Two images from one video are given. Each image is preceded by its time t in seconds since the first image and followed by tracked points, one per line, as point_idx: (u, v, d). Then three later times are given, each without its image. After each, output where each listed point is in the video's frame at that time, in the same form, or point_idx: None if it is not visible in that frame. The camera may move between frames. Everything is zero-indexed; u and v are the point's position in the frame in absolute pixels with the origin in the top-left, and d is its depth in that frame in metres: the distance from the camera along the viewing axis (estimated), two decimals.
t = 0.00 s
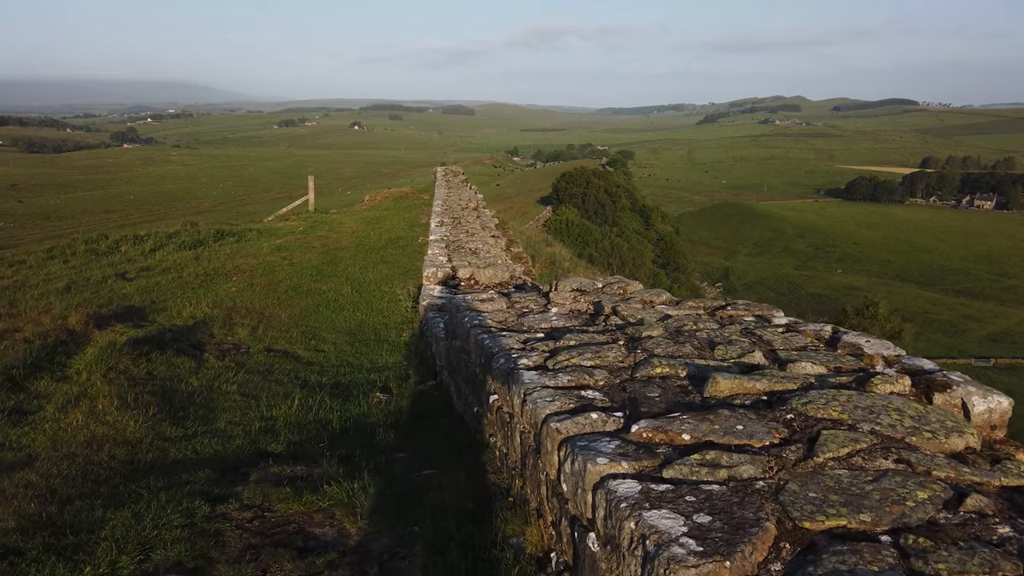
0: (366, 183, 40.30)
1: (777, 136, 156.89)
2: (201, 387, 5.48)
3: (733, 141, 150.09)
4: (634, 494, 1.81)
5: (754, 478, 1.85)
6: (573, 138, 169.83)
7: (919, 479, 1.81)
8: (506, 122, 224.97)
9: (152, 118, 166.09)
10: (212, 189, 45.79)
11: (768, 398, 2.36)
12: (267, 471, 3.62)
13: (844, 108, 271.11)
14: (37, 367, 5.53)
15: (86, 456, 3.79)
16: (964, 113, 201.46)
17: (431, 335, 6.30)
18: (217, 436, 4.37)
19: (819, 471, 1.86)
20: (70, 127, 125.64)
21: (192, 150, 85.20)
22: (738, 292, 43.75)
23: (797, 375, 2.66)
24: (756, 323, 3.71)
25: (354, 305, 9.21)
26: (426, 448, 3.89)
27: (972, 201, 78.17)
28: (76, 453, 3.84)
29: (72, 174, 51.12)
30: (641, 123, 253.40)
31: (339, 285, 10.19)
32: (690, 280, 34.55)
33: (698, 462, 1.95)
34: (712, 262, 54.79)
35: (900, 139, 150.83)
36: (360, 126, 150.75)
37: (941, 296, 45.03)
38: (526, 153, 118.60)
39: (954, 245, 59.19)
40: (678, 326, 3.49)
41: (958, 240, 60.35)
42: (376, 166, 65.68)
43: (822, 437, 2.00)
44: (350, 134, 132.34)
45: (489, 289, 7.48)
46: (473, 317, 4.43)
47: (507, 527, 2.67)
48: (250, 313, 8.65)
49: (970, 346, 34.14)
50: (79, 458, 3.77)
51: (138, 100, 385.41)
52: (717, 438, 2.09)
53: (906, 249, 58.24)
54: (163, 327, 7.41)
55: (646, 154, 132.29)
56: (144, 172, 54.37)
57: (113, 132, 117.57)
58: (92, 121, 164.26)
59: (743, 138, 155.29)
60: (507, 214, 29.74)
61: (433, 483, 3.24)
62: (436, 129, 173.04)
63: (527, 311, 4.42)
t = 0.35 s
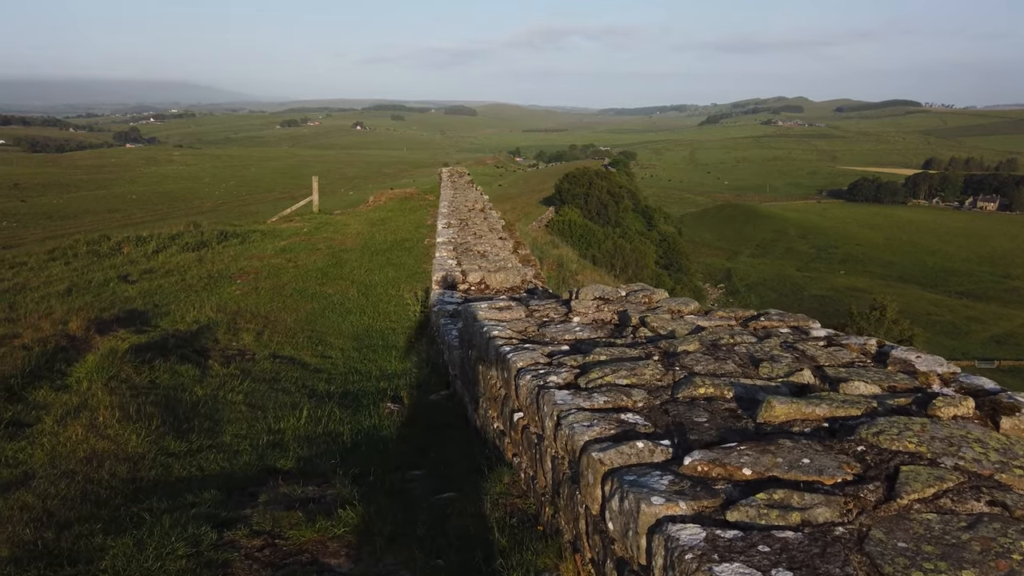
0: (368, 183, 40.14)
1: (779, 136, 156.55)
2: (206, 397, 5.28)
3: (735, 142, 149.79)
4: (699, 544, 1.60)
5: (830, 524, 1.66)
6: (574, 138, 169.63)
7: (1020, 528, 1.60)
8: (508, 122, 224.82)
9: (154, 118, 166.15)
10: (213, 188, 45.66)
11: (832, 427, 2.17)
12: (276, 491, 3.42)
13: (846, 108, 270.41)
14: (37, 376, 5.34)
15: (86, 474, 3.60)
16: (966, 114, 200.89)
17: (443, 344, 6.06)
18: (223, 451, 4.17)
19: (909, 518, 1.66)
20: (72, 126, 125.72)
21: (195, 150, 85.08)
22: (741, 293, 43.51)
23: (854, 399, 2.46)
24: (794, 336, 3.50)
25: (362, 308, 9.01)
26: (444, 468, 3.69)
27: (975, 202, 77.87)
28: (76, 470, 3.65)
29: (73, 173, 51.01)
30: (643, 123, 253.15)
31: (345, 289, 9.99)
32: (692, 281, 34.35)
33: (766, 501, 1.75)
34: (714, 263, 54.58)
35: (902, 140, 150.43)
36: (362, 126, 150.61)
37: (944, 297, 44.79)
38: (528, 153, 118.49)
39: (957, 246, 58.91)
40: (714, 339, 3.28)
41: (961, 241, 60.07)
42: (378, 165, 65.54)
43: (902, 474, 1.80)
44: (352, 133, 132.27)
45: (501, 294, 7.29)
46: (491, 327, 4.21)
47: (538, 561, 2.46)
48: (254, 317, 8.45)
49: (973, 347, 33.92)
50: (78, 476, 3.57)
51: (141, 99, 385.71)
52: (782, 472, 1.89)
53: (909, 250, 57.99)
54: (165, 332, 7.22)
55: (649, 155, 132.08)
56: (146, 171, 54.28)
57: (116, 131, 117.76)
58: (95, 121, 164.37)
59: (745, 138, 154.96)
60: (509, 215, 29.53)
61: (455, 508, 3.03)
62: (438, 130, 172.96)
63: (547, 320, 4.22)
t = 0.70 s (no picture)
0: (369, 183, 39.96)
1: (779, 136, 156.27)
2: (201, 404, 5.08)
3: (736, 142, 149.58)
4: None
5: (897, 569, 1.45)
6: (575, 138, 169.39)
7: None
8: (508, 122, 224.72)
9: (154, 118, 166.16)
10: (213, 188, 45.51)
11: (881, 449, 1.98)
12: (270, 510, 3.22)
13: (846, 109, 269.99)
14: (25, 382, 5.13)
15: (69, 491, 3.39)
16: (967, 114, 200.48)
17: (445, 348, 5.84)
18: (216, 464, 3.96)
19: (984, 559, 1.47)
20: (72, 126, 125.74)
21: (195, 150, 84.93)
22: (742, 293, 43.30)
23: (900, 416, 2.25)
24: (823, 344, 3.28)
25: (362, 311, 8.81)
26: (449, 484, 3.48)
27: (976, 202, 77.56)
28: (59, 486, 3.44)
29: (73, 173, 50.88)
30: (644, 123, 252.91)
31: (346, 290, 9.79)
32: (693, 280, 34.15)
33: (819, 540, 1.54)
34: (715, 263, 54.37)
35: (903, 139, 150.07)
36: (363, 126, 150.44)
37: (946, 297, 44.54)
38: (528, 153, 118.34)
39: (959, 246, 58.65)
40: (738, 348, 3.06)
41: (963, 241, 59.79)
42: (379, 165, 65.39)
43: (973, 510, 1.61)
44: (352, 134, 132.23)
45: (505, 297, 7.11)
46: (498, 335, 3.99)
47: None
48: (252, 320, 8.25)
49: (975, 347, 33.66)
50: (61, 492, 3.37)
51: (141, 100, 385.95)
52: (834, 503, 1.68)
53: (910, 250, 57.75)
54: (161, 336, 7.02)
55: (649, 155, 131.90)
56: (147, 171, 54.18)
57: (116, 132, 117.81)
58: (96, 121, 164.42)
59: (745, 138, 154.71)
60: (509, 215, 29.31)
61: (463, 532, 2.80)
62: (438, 130, 172.88)
63: (556, 326, 4.01)
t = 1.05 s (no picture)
0: (370, 183, 39.68)
1: (780, 136, 155.80)
2: (187, 417, 4.82)
3: (736, 140, 149.13)
4: None
5: None
6: (575, 136, 168.88)
7: None
8: (509, 121, 224.31)
9: (155, 118, 166.01)
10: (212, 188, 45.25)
11: (944, 494, 1.74)
12: (249, 540, 2.95)
13: (847, 108, 269.36)
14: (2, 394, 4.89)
15: (36, 519, 3.14)
16: (968, 113, 199.78)
17: (445, 357, 5.57)
18: (199, 484, 3.70)
19: None
20: (73, 126, 125.41)
21: (196, 150, 84.66)
22: (743, 292, 43.01)
23: (957, 447, 2.00)
24: (853, 359, 3.01)
25: (360, 315, 8.55)
26: (447, 511, 3.21)
27: (978, 201, 77.13)
28: (25, 514, 3.19)
29: (72, 173, 50.69)
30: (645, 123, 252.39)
31: (343, 294, 9.53)
32: (694, 280, 33.84)
33: None
34: (716, 262, 54.08)
35: (904, 139, 149.57)
36: (363, 126, 150.02)
37: (947, 297, 44.19)
38: (529, 152, 117.95)
39: (960, 245, 58.30)
40: (762, 364, 2.80)
41: (964, 240, 59.42)
42: (379, 165, 65.08)
43: None
44: (353, 134, 132.00)
45: (508, 302, 6.85)
46: (499, 345, 3.71)
47: None
48: (245, 324, 7.99)
49: (977, 347, 33.29)
50: (25, 522, 3.12)
51: (142, 100, 385.48)
52: (898, 568, 1.44)
53: (912, 249, 57.39)
54: (149, 343, 6.76)
55: (650, 154, 131.57)
56: (146, 172, 54.00)
57: (117, 132, 117.63)
58: (98, 121, 164.25)
59: (746, 138, 154.28)
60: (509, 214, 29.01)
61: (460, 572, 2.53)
62: (439, 129, 172.57)
63: (562, 337, 3.76)
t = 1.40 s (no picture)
0: (371, 182, 39.47)
1: (781, 135, 155.44)
2: (183, 428, 4.58)
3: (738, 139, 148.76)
4: None
5: None
6: (576, 135, 168.49)
7: None
8: (511, 121, 224.05)
9: (157, 117, 165.95)
10: (212, 187, 45.03)
11: None
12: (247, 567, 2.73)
13: (848, 108, 268.81)
14: None
15: (17, 545, 2.92)
16: (970, 112, 199.19)
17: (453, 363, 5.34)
18: (195, 503, 3.48)
19: None
20: (75, 126, 125.37)
21: (197, 149, 84.46)
22: (745, 292, 42.75)
23: None
24: (901, 373, 2.78)
25: (363, 317, 8.33)
26: (461, 536, 2.99)
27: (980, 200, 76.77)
28: (7, 538, 2.97)
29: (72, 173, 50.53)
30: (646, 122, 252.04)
31: (345, 296, 9.30)
32: (696, 280, 33.57)
33: None
34: (718, 261, 53.83)
35: (905, 138, 149.12)
36: (363, 126, 150.19)
37: (950, 296, 43.91)
38: (530, 152, 117.72)
39: (963, 245, 58.00)
40: (806, 380, 2.56)
41: (966, 239, 59.09)
42: (381, 165, 64.90)
43: None
44: (354, 133, 131.81)
45: (517, 306, 6.61)
46: (515, 355, 3.47)
47: None
48: (245, 328, 7.75)
49: (980, 347, 32.97)
50: (5, 547, 2.90)
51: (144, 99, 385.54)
52: None
53: (914, 248, 57.09)
54: (146, 348, 6.53)
55: (651, 154, 131.27)
56: (147, 171, 53.84)
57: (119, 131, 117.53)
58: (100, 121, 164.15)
59: (747, 137, 153.94)
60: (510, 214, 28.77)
61: None
62: (440, 128, 172.28)
63: (580, 346, 3.53)
